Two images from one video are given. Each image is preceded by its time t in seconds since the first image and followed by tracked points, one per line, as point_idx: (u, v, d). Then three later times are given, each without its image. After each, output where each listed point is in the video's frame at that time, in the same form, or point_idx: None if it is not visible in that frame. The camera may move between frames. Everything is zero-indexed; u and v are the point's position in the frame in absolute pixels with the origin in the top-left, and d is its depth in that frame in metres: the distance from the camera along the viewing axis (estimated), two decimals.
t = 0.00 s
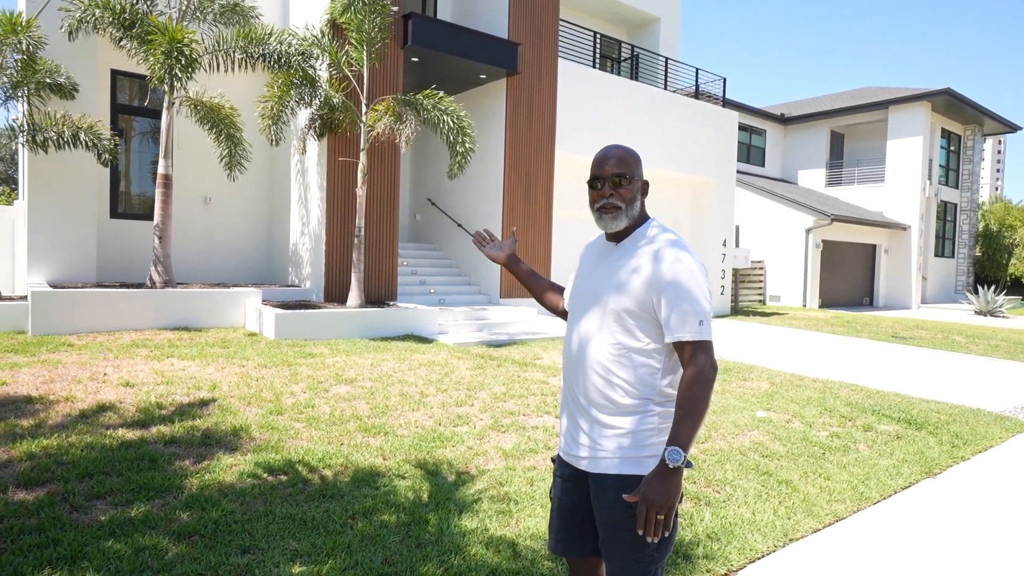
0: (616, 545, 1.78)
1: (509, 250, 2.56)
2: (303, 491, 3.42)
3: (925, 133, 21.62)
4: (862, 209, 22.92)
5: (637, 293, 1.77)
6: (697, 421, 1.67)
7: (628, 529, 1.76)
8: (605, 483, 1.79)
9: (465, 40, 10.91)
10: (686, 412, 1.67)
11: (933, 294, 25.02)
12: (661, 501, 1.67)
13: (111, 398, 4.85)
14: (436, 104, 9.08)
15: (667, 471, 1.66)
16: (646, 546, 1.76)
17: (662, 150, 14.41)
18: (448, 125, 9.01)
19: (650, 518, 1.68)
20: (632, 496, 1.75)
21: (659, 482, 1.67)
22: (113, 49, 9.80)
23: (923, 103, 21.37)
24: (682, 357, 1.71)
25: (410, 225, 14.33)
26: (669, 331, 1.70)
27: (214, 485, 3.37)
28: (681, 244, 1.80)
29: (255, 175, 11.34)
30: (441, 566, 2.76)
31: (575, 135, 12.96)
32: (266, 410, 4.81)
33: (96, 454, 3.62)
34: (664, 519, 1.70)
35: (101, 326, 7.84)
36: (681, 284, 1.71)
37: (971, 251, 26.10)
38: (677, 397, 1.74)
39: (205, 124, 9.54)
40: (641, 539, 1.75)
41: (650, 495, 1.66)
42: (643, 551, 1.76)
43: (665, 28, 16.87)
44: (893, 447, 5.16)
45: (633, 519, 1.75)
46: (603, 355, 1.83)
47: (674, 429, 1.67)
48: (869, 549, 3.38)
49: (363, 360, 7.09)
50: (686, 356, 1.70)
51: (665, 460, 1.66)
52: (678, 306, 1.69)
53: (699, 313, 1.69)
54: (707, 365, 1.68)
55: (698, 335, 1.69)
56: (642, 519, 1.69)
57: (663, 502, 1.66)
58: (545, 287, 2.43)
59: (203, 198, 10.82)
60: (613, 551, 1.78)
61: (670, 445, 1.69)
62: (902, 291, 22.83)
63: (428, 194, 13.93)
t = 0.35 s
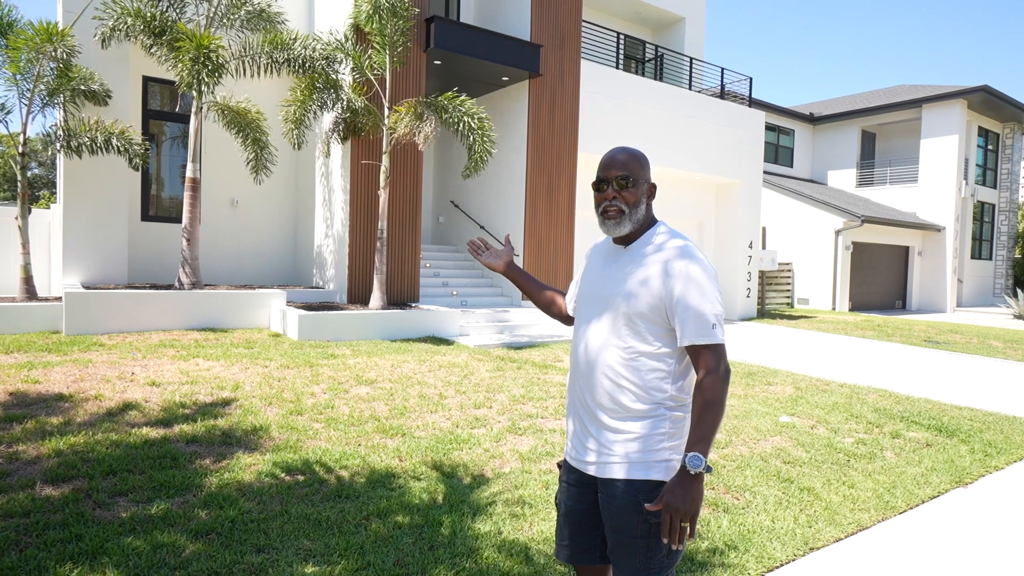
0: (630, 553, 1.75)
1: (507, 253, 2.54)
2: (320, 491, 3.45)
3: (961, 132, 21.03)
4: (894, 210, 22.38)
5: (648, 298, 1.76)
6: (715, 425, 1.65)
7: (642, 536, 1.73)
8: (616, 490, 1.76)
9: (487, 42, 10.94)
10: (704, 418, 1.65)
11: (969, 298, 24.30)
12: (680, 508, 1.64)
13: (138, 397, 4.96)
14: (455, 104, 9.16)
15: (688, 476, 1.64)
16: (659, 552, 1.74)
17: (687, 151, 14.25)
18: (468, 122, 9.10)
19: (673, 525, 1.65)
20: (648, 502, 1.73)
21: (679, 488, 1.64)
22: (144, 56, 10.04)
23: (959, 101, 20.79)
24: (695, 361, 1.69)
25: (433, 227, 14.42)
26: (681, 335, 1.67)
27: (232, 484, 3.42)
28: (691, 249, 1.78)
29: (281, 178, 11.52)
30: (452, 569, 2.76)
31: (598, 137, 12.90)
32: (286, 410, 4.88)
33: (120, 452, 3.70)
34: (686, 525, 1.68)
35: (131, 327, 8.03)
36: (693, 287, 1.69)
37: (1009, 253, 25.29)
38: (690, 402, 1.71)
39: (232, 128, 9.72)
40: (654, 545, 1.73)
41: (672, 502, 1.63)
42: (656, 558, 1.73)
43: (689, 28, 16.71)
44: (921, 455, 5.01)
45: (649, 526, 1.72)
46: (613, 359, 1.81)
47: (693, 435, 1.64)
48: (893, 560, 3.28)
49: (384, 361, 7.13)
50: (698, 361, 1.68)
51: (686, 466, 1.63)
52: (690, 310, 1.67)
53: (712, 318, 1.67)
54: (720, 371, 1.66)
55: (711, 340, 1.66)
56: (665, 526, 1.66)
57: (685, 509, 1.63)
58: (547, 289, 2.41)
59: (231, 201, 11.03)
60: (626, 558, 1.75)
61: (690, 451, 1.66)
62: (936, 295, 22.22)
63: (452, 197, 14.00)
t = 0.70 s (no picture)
0: (638, 555, 1.73)
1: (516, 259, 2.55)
2: (338, 490, 3.49)
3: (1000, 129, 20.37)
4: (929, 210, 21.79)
5: (656, 299, 1.74)
6: (724, 426, 1.63)
7: (650, 538, 1.71)
8: (625, 490, 1.75)
9: (511, 44, 10.96)
10: (714, 419, 1.63)
11: (1009, 301, 23.52)
12: (689, 508, 1.62)
13: (165, 395, 5.08)
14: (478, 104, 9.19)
15: (699, 477, 1.62)
16: (667, 554, 1.72)
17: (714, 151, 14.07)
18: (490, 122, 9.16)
19: (682, 527, 1.63)
20: (656, 502, 1.71)
21: (688, 488, 1.62)
22: (176, 62, 10.29)
23: (998, 98, 20.15)
24: (704, 363, 1.67)
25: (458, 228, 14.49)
26: (689, 337, 1.66)
27: (253, 482, 3.48)
28: (699, 251, 1.76)
29: (308, 180, 11.69)
30: (467, 569, 2.77)
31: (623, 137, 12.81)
32: (308, 409, 4.94)
33: (146, 449, 3.80)
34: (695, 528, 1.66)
35: (162, 326, 8.23)
36: (702, 290, 1.67)
37: None
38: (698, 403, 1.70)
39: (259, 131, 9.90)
40: (661, 547, 1.71)
41: (681, 503, 1.62)
42: (664, 560, 1.71)
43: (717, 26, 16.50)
44: (953, 462, 4.87)
45: (657, 527, 1.71)
46: (621, 361, 1.79)
47: (703, 435, 1.62)
48: (919, 570, 3.19)
49: (406, 362, 7.18)
50: (707, 362, 1.66)
51: (695, 467, 1.61)
52: (698, 313, 1.65)
53: (719, 320, 1.65)
54: (729, 374, 1.64)
55: (718, 342, 1.65)
56: (675, 528, 1.64)
57: (695, 510, 1.61)
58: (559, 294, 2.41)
59: (259, 203, 11.23)
60: (634, 561, 1.74)
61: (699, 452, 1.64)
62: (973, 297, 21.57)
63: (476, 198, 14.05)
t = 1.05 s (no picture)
0: (626, 555, 1.73)
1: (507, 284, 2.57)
2: (340, 490, 3.50)
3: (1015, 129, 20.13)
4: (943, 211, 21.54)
5: (646, 298, 1.74)
6: (708, 425, 1.61)
7: (637, 538, 1.71)
8: (613, 490, 1.75)
9: (518, 45, 10.97)
10: (697, 416, 1.62)
11: None
12: (660, 504, 1.62)
13: (173, 395, 5.13)
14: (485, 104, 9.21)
15: (677, 475, 1.61)
16: (656, 554, 1.71)
17: (723, 152, 13.99)
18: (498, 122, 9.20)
19: (660, 525, 1.63)
20: (638, 498, 1.72)
21: (668, 487, 1.62)
22: (187, 65, 10.39)
23: (1013, 97, 19.91)
24: (693, 363, 1.66)
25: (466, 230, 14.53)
26: (679, 336, 1.65)
27: (256, 481, 3.50)
28: (691, 251, 1.75)
29: (317, 182, 11.76)
30: (465, 569, 2.77)
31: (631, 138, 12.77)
32: (313, 409, 4.97)
33: (151, 448, 3.84)
34: (674, 525, 1.65)
35: (171, 327, 8.31)
36: (692, 289, 1.67)
37: None
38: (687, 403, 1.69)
39: (269, 133, 9.97)
40: (650, 547, 1.70)
41: (659, 501, 1.61)
42: (653, 560, 1.71)
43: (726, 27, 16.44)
44: (962, 465, 4.81)
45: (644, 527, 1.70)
46: (613, 361, 1.79)
47: (684, 434, 1.61)
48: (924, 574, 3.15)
49: (412, 362, 7.20)
50: (696, 361, 1.65)
51: (674, 465, 1.60)
52: (687, 312, 1.65)
53: (709, 320, 1.64)
54: (717, 373, 1.63)
55: (707, 341, 1.64)
56: (651, 525, 1.64)
57: (672, 508, 1.61)
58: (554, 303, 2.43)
59: (268, 204, 11.31)
60: (623, 559, 1.73)
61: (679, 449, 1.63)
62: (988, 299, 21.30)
63: (484, 199, 14.08)
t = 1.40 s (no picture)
0: (612, 555, 1.72)
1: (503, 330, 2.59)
2: (335, 489, 3.50)
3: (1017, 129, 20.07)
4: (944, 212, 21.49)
5: (631, 295, 1.74)
6: (693, 424, 1.61)
7: (623, 538, 1.70)
8: (599, 490, 1.74)
9: (519, 46, 10.97)
10: (681, 415, 1.61)
11: None
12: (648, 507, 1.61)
13: (170, 395, 5.14)
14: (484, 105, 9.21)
15: (664, 477, 1.60)
16: (642, 555, 1.70)
17: (724, 152, 13.97)
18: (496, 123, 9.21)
19: (648, 527, 1.62)
20: (626, 498, 1.72)
21: (656, 488, 1.61)
22: (187, 65, 10.39)
23: (1015, 98, 19.86)
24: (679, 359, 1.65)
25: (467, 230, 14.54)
26: (663, 334, 1.65)
27: (251, 481, 3.50)
28: (676, 249, 1.75)
29: (317, 182, 11.77)
30: (459, 569, 2.77)
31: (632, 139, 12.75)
32: (310, 409, 4.97)
33: (147, 447, 3.84)
34: (665, 527, 1.64)
35: (171, 327, 8.31)
36: (677, 286, 1.66)
37: None
38: (673, 402, 1.68)
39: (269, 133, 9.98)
40: (635, 548, 1.70)
41: (648, 504, 1.60)
42: (638, 560, 1.70)
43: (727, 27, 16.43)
44: (960, 466, 4.80)
45: (630, 528, 1.69)
46: (599, 359, 1.79)
47: (670, 434, 1.60)
48: None
49: (411, 362, 7.20)
50: (681, 360, 1.65)
51: (662, 466, 1.60)
52: (671, 309, 1.64)
53: (694, 317, 1.63)
54: (702, 369, 1.62)
55: (692, 338, 1.63)
56: (640, 527, 1.63)
57: (660, 510, 1.60)
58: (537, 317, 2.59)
59: (269, 204, 11.32)
60: (608, 560, 1.73)
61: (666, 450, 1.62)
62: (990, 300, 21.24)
63: (485, 199, 14.08)
